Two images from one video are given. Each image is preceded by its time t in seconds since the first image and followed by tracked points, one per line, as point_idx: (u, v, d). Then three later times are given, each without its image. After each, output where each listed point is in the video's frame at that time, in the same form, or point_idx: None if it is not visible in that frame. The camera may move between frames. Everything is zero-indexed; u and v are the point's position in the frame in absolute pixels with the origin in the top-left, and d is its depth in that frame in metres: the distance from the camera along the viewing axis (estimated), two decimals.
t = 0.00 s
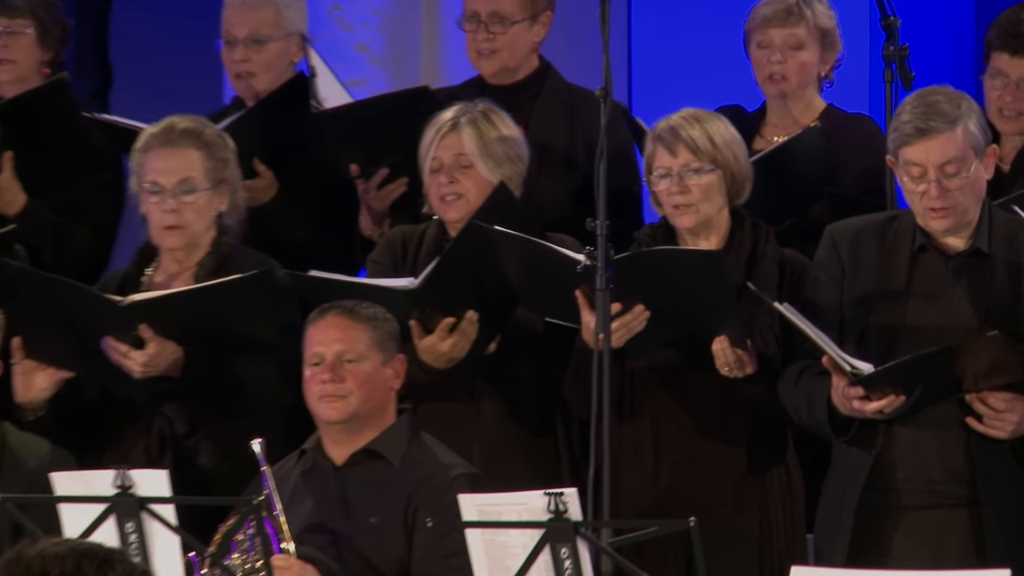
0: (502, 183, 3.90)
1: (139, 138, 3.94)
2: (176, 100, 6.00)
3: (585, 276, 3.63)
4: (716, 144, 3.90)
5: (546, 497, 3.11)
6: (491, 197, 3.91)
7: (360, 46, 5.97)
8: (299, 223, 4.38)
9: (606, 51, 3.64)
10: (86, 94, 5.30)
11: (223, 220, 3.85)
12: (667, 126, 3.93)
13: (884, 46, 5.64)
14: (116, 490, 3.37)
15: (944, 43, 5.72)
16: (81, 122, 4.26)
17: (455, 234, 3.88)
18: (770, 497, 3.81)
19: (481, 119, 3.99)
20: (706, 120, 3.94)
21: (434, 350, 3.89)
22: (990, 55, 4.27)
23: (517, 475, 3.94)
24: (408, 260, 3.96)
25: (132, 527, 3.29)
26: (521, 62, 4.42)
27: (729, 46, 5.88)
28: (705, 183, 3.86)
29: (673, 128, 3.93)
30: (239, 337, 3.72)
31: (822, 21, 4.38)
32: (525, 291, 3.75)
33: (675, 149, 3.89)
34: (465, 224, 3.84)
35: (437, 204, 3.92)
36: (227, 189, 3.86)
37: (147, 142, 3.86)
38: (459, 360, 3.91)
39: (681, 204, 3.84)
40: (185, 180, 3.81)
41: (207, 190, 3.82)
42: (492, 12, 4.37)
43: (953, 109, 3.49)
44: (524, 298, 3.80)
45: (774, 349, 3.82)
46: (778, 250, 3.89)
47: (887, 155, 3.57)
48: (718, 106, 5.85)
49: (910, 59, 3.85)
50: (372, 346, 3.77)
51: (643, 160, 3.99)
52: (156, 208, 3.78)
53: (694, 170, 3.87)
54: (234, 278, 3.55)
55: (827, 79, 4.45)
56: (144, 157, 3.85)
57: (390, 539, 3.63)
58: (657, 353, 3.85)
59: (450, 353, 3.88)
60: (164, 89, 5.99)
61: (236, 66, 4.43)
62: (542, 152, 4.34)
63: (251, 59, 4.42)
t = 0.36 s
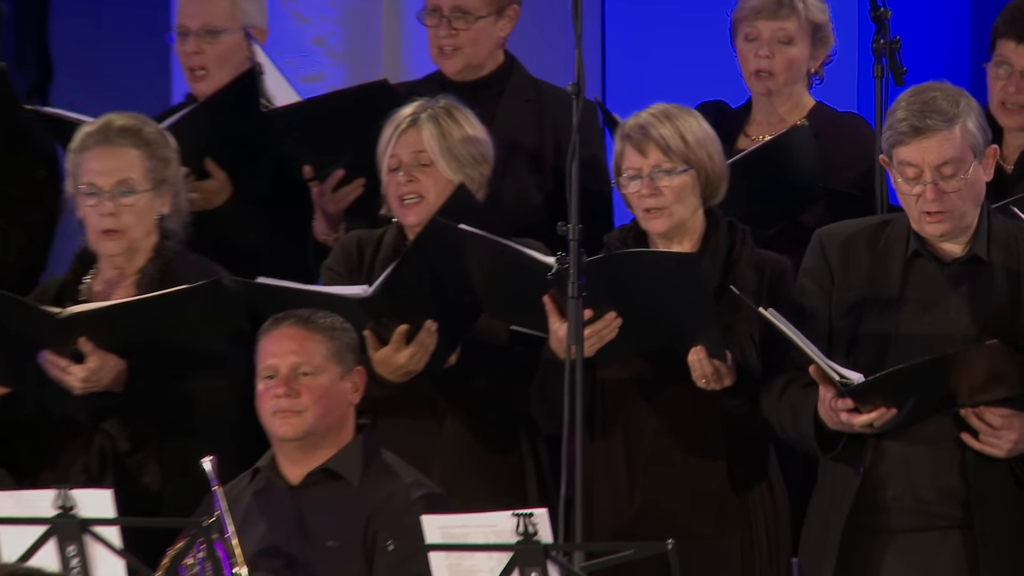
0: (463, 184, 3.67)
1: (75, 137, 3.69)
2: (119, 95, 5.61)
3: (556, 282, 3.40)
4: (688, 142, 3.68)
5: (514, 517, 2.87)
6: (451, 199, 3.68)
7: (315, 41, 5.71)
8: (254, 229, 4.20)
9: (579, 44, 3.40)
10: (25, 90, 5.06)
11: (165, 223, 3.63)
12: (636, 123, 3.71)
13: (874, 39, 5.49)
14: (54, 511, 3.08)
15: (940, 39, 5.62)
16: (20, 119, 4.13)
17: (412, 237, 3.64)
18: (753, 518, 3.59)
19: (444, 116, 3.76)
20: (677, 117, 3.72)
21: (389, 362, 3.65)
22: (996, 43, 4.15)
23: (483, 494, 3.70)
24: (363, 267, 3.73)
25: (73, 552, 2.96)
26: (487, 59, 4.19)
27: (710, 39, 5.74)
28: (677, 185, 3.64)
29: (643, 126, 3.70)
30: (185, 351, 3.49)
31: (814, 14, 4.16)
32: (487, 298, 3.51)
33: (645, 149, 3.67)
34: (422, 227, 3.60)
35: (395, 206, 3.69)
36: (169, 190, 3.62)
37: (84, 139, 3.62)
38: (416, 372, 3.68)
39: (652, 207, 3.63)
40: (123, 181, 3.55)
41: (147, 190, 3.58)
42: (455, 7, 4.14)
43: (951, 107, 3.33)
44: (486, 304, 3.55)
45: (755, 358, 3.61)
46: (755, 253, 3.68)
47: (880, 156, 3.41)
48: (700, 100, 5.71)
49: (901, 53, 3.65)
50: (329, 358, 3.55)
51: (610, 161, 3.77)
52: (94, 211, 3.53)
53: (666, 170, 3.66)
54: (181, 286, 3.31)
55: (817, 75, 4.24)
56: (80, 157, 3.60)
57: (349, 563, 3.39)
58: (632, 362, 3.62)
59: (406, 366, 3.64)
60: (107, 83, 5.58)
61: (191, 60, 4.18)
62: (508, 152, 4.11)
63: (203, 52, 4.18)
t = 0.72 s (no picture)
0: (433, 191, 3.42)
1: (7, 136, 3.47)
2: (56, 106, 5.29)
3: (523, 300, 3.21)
4: (653, 148, 3.45)
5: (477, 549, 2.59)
6: (419, 205, 3.43)
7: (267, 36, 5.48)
8: (187, 239, 3.92)
9: (548, 41, 3.20)
10: None
11: (101, 230, 3.41)
12: (597, 128, 3.47)
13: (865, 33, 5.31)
14: None
15: (935, 31, 5.51)
16: None
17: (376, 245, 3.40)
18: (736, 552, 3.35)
19: (412, 116, 3.52)
20: (640, 121, 3.47)
21: (341, 383, 3.40)
22: (1001, 36, 3.91)
23: (447, 525, 3.45)
24: (318, 277, 3.48)
25: None
26: (446, 57, 3.96)
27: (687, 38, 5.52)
28: (643, 194, 3.41)
29: (603, 132, 3.47)
30: (123, 375, 3.25)
31: (803, 7, 3.95)
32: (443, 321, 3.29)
33: (607, 157, 3.44)
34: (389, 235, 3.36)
35: (357, 209, 3.44)
36: (106, 194, 3.42)
37: (14, 140, 3.40)
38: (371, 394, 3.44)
39: (619, 219, 3.40)
40: (56, 181, 3.35)
41: (83, 192, 3.38)
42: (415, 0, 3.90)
43: (951, 106, 3.13)
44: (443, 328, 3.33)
45: (736, 380, 3.39)
46: (732, 261, 3.44)
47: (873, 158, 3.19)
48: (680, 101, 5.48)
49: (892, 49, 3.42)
50: (281, 376, 3.30)
51: (572, 169, 3.53)
52: (23, 211, 3.32)
53: (631, 178, 3.42)
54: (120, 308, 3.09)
55: (807, 74, 4.02)
56: (11, 158, 3.38)
57: None
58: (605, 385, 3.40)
59: (359, 387, 3.40)
60: (44, 93, 5.28)
61: (130, 64, 3.93)
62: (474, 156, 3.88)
63: (144, 55, 3.92)
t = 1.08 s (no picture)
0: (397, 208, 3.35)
1: None
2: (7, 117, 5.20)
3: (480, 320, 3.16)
4: (607, 165, 3.41)
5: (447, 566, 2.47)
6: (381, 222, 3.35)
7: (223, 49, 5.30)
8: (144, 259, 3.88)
9: (510, 55, 3.16)
10: None
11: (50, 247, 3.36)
12: (550, 145, 3.43)
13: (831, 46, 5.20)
14: None
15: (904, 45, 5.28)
16: None
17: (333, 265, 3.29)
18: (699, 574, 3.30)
19: (386, 131, 3.45)
20: (593, 136, 3.44)
21: (294, 398, 3.32)
22: (971, 45, 3.86)
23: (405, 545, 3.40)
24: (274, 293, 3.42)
25: None
26: (406, 72, 3.90)
27: (648, 56, 5.41)
28: (598, 212, 3.37)
29: (555, 149, 3.43)
30: (76, 396, 3.18)
31: (770, 20, 3.90)
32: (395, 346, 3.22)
33: (560, 174, 3.40)
34: (350, 251, 3.29)
35: (320, 223, 3.37)
36: (57, 209, 3.37)
37: None
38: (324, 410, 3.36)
39: (575, 238, 3.36)
40: (6, 193, 3.31)
41: (33, 205, 3.33)
42: (377, 11, 3.87)
43: (919, 123, 3.09)
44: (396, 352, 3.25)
45: (699, 399, 3.35)
46: (692, 277, 3.41)
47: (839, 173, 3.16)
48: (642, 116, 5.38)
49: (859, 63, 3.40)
50: (236, 396, 3.23)
51: (527, 186, 3.49)
52: None
53: (586, 196, 3.38)
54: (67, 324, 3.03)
55: (773, 90, 3.96)
56: None
57: None
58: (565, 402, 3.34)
59: (312, 402, 3.32)
60: None
61: (80, 76, 3.89)
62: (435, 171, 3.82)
63: (94, 69, 3.88)
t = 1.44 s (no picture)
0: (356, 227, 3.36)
1: None
2: None
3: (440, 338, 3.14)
4: (566, 183, 3.41)
5: None
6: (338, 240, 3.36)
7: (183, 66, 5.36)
8: (101, 272, 3.87)
9: (467, 73, 3.15)
10: None
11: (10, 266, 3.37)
12: (509, 162, 3.42)
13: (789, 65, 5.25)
14: None
15: (861, 62, 5.27)
16: None
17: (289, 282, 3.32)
18: None
19: (349, 151, 3.47)
20: (551, 154, 3.44)
21: (246, 412, 3.31)
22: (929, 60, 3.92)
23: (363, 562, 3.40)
24: (229, 306, 3.42)
25: None
26: (368, 92, 3.97)
27: (606, 71, 5.48)
28: (556, 228, 3.37)
29: (513, 166, 3.43)
30: (34, 413, 3.17)
31: (731, 39, 3.91)
32: (350, 357, 3.21)
33: (519, 191, 3.40)
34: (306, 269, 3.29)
35: (277, 241, 3.37)
36: (17, 228, 3.38)
37: None
38: (274, 424, 3.35)
39: (535, 254, 3.36)
40: None
41: None
42: (338, 31, 3.94)
43: (875, 141, 3.14)
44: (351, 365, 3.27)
45: (657, 416, 3.35)
46: (650, 293, 3.43)
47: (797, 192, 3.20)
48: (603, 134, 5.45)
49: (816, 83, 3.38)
50: (195, 414, 3.22)
51: (486, 203, 3.49)
52: None
53: (545, 212, 3.38)
54: (26, 336, 3.03)
55: (732, 108, 3.96)
56: None
57: None
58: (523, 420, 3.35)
59: (263, 417, 3.31)
60: None
61: (41, 80, 3.94)
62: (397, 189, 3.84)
63: (56, 71, 3.95)
